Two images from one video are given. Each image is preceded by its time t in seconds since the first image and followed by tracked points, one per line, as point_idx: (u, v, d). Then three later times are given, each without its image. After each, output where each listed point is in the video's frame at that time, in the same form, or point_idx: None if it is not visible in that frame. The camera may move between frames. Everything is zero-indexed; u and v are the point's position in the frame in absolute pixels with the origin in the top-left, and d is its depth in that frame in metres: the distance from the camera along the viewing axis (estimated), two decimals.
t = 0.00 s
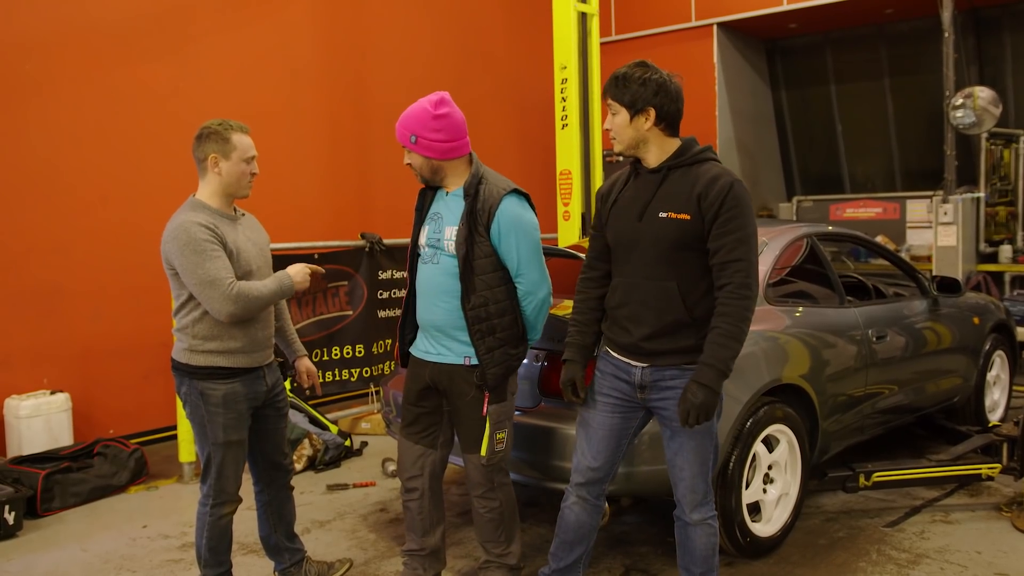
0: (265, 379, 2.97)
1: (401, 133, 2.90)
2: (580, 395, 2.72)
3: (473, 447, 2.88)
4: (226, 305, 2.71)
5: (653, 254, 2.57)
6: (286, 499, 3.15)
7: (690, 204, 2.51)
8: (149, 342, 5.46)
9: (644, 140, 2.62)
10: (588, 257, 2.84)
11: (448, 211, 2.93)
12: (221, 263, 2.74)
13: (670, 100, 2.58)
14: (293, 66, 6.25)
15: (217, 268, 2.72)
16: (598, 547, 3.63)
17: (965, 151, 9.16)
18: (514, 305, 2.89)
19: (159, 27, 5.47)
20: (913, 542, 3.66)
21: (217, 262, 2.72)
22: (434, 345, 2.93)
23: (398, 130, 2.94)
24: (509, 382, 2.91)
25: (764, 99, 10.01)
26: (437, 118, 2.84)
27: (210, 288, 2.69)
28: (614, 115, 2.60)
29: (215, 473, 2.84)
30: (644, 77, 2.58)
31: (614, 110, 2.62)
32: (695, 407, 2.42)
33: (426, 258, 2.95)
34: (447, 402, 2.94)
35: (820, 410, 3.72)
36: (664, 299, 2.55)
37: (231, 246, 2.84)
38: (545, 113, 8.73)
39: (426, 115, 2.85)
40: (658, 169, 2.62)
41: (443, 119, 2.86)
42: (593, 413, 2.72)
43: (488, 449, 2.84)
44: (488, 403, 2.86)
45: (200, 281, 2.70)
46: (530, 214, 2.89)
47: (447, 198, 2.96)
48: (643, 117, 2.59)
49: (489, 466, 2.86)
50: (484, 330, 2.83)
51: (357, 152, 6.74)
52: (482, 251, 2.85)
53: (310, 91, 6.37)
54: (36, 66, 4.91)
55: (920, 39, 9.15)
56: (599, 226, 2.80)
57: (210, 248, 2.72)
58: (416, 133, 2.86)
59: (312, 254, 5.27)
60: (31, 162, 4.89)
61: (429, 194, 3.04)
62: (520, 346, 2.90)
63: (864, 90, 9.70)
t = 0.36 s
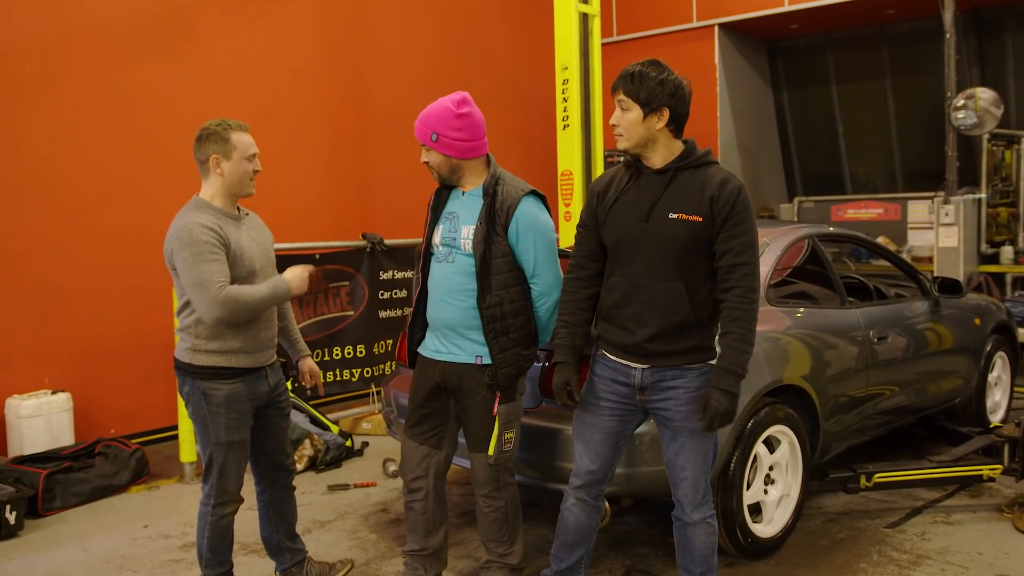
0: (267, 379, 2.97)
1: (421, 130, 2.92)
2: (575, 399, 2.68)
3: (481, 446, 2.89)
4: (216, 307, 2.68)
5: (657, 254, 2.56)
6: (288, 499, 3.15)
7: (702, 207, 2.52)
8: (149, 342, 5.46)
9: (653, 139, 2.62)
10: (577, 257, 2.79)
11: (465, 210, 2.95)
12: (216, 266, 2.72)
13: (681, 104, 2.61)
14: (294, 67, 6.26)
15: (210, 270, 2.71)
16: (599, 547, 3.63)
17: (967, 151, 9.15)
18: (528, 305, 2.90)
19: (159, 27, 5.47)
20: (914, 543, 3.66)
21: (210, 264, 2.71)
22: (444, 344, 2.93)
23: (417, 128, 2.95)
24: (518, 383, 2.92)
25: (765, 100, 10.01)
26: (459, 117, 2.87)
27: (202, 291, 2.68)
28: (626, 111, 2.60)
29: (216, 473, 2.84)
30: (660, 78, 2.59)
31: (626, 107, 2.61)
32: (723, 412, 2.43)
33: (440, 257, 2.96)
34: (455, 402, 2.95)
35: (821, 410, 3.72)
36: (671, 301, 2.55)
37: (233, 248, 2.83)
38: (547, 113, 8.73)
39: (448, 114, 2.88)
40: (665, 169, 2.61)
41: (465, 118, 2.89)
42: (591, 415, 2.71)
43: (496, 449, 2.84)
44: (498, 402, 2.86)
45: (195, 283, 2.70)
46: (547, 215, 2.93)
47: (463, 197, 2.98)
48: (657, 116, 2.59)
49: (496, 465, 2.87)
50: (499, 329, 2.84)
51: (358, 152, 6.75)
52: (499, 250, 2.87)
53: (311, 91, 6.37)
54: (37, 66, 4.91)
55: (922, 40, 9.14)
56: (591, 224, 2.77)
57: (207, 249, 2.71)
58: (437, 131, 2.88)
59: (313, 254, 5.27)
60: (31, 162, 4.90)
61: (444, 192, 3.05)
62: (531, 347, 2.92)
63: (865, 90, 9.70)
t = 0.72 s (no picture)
0: (271, 379, 2.98)
1: (433, 130, 2.93)
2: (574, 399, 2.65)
3: (487, 446, 2.90)
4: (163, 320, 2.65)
5: (658, 253, 2.56)
6: (291, 499, 3.14)
7: (703, 205, 2.53)
8: (150, 342, 5.47)
9: (653, 138, 2.62)
10: (572, 257, 2.75)
11: (476, 210, 2.96)
12: (185, 272, 2.70)
13: (682, 104, 2.62)
14: (295, 67, 6.26)
15: (179, 275, 2.69)
16: (600, 547, 3.63)
17: (967, 151, 9.15)
18: (538, 305, 2.90)
19: (159, 28, 5.47)
20: (915, 543, 3.66)
21: (176, 272, 2.69)
22: (453, 343, 2.94)
23: (428, 128, 2.97)
24: (527, 383, 2.91)
25: (765, 100, 10.01)
26: (472, 116, 2.90)
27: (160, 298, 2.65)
28: (628, 109, 2.60)
29: (218, 473, 2.85)
30: (663, 77, 2.59)
31: (628, 105, 2.61)
32: (745, 413, 2.44)
33: (451, 257, 2.98)
34: (464, 402, 2.96)
35: (822, 410, 3.72)
36: (672, 300, 2.55)
37: (219, 250, 2.79)
38: (547, 113, 8.73)
39: (460, 114, 2.90)
40: (665, 169, 2.61)
41: (478, 117, 2.91)
42: (590, 418, 2.71)
43: (502, 449, 2.83)
44: (506, 402, 2.86)
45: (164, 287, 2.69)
46: (558, 216, 2.94)
47: (474, 197, 3.00)
48: (658, 115, 2.60)
49: (502, 465, 2.86)
50: (509, 329, 2.84)
51: (358, 153, 6.75)
52: (511, 250, 2.87)
53: (311, 91, 6.37)
54: (37, 67, 4.91)
55: (922, 39, 9.14)
56: (585, 222, 2.73)
57: (181, 253, 2.70)
58: (450, 131, 2.90)
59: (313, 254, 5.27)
60: (32, 163, 4.90)
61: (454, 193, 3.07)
62: (541, 348, 2.92)
63: (865, 90, 9.70)
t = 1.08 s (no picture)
0: (269, 383, 2.97)
1: (440, 130, 2.93)
2: (573, 403, 2.64)
3: (490, 448, 2.90)
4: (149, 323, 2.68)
5: (658, 254, 2.56)
6: (303, 500, 3.14)
7: (701, 205, 2.53)
8: (149, 344, 5.46)
9: (652, 139, 2.62)
10: (571, 260, 2.75)
11: (482, 212, 2.96)
12: (175, 275, 2.73)
13: (681, 106, 2.63)
14: (294, 68, 6.26)
15: (169, 279, 2.72)
16: (599, 549, 3.63)
17: (965, 153, 9.17)
18: (542, 307, 2.91)
19: (159, 29, 5.47)
20: (914, 544, 3.66)
21: (166, 276, 2.72)
22: (456, 345, 2.94)
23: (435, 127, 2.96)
24: (529, 385, 2.92)
25: (764, 101, 10.02)
26: (480, 117, 2.90)
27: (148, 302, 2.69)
28: (627, 110, 2.60)
29: (212, 474, 2.86)
30: (661, 79, 2.60)
31: (627, 106, 2.61)
32: (718, 407, 2.42)
33: (455, 258, 2.98)
34: (468, 404, 2.96)
35: (821, 411, 3.72)
36: (672, 301, 2.55)
37: (212, 253, 2.80)
38: (546, 114, 8.74)
39: (468, 114, 2.90)
40: (663, 170, 2.61)
41: (485, 118, 2.91)
42: (589, 421, 2.70)
43: (505, 449, 2.82)
44: (512, 404, 2.86)
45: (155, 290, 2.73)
46: (562, 218, 2.95)
47: (479, 198, 3.01)
48: (658, 116, 2.60)
49: (505, 466, 2.86)
50: (514, 331, 2.84)
51: (357, 154, 6.75)
52: (517, 252, 2.88)
53: (310, 93, 6.38)
54: (37, 68, 4.91)
55: (920, 41, 9.15)
56: (584, 225, 2.73)
57: (172, 257, 2.73)
58: (457, 131, 2.89)
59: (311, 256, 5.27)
60: (32, 164, 4.90)
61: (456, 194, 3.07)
62: (544, 350, 2.92)
63: (864, 92, 9.71)
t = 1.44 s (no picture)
0: (293, 385, 2.96)
1: (440, 130, 2.93)
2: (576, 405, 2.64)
3: (490, 448, 2.90)
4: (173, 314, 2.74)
5: (659, 255, 2.56)
6: (318, 503, 3.11)
7: (701, 206, 2.53)
8: (149, 345, 5.46)
9: (652, 140, 2.62)
10: (572, 262, 2.75)
11: (481, 213, 2.97)
12: (203, 271, 2.79)
13: (680, 107, 2.63)
14: (294, 69, 6.27)
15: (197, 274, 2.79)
16: (599, 550, 3.63)
17: (965, 154, 9.17)
18: (541, 308, 2.91)
19: (158, 30, 5.47)
20: (914, 544, 3.66)
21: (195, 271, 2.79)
22: (455, 346, 2.95)
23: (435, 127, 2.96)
24: (529, 385, 2.92)
25: (764, 102, 10.02)
26: (480, 118, 2.90)
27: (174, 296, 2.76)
28: (626, 111, 2.60)
29: (228, 469, 2.88)
30: (661, 81, 2.60)
31: (626, 107, 2.61)
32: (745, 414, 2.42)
33: (455, 259, 2.98)
34: (469, 404, 2.96)
35: (821, 412, 3.72)
36: (672, 302, 2.55)
37: (240, 252, 2.84)
38: (545, 115, 8.74)
39: (469, 115, 2.90)
40: (664, 171, 2.62)
41: (485, 119, 2.92)
42: (590, 422, 2.70)
43: (505, 450, 2.82)
44: (511, 404, 2.86)
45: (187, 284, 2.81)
46: (562, 219, 2.95)
47: (478, 199, 3.01)
48: (657, 117, 2.60)
49: (505, 466, 2.86)
50: (513, 332, 2.84)
51: (356, 155, 6.75)
52: (516, 253, 2.88)
53: (310, 94, 6.38)
54: (36, 69, 4.91)
55: (920, 42, 9.15)
56: (585, 227, 2.73)
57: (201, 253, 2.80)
58: (458, 132, 2.89)
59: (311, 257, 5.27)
60: (31, 165, 4.90)
61: (454, 194, 3.07)
62: (543, 351, 2.92)
63: (864, 92, 9.72)
